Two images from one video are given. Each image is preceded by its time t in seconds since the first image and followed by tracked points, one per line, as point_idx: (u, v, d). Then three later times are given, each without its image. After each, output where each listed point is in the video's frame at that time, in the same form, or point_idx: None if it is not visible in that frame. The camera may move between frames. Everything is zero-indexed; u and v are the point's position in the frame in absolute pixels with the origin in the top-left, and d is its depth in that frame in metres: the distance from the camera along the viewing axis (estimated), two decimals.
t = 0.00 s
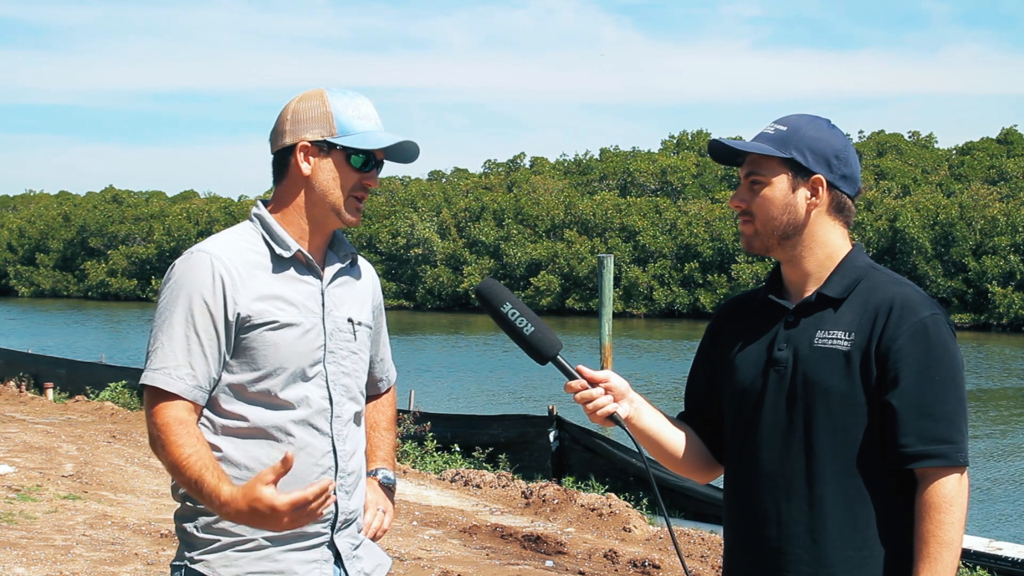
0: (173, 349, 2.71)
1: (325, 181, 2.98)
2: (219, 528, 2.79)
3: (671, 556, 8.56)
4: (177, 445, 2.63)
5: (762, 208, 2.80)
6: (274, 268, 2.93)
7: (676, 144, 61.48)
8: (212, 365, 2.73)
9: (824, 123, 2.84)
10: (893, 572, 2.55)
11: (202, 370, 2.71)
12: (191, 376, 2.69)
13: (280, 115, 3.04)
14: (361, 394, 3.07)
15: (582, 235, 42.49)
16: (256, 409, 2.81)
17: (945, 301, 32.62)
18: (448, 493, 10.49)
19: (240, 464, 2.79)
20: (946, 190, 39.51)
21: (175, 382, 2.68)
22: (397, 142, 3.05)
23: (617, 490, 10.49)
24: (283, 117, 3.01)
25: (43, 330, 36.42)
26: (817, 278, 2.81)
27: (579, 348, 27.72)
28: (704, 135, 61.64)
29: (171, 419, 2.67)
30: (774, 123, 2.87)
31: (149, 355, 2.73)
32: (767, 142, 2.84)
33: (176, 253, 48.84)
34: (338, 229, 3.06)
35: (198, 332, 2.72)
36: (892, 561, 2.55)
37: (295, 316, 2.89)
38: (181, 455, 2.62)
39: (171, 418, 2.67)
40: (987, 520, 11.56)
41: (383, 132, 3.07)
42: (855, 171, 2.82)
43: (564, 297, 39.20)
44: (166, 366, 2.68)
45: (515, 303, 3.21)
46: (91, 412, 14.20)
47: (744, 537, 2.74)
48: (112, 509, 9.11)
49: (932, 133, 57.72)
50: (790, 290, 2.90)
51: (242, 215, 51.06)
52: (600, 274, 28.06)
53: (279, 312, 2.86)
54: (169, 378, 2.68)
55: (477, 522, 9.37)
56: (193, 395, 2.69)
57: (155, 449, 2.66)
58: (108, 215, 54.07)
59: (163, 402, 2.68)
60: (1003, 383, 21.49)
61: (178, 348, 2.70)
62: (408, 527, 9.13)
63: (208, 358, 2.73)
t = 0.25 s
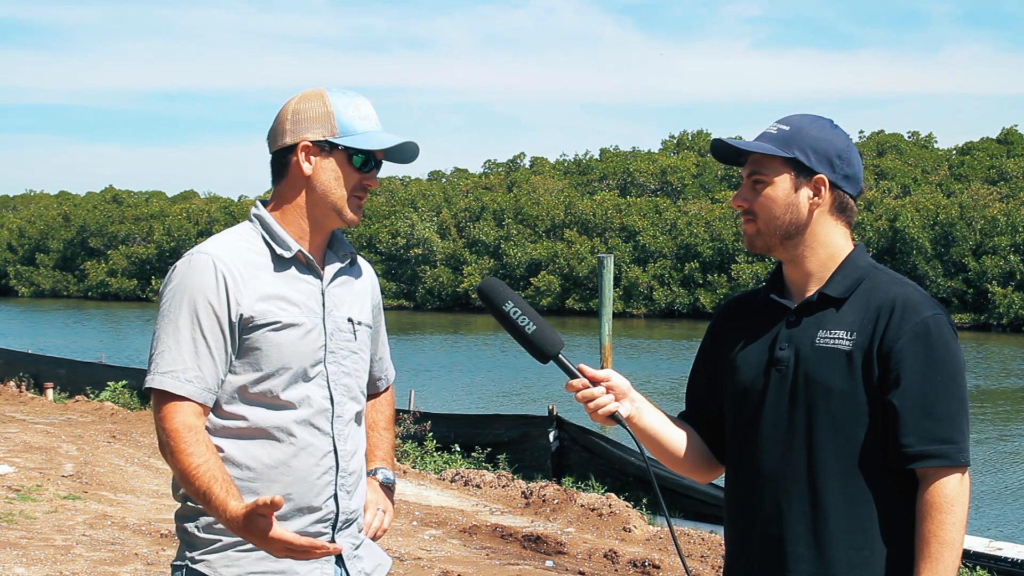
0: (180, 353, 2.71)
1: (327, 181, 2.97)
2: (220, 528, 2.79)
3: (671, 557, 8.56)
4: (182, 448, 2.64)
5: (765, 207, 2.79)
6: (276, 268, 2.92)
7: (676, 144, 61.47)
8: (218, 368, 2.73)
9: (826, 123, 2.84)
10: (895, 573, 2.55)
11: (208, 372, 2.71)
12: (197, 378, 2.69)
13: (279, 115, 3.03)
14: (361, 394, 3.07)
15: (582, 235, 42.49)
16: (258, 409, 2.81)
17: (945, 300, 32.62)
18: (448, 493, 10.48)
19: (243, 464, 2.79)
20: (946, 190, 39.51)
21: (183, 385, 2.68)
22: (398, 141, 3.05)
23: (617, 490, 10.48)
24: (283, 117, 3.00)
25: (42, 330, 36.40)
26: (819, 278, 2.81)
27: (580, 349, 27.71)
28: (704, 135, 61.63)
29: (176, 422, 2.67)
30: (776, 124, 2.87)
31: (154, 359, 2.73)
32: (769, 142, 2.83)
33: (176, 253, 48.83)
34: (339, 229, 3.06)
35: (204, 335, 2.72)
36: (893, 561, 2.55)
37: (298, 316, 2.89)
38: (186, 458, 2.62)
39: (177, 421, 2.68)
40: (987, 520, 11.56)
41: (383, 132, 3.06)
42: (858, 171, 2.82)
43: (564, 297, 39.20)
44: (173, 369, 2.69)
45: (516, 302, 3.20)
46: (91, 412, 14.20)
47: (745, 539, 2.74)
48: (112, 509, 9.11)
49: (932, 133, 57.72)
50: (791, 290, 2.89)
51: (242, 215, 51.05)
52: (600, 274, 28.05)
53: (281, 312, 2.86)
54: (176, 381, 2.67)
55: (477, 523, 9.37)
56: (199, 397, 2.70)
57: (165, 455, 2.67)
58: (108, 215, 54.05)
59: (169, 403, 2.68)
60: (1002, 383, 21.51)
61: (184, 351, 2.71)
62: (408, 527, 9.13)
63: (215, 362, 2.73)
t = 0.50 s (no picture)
0: (182, 354, 2.70)
1: (331, 183, 2.97)
2: (222, 529, 2.78)
3: (671, 557, 8.55)
4: (184, 450, 2.64)
5: (767, 208, 2.79)
6: (278, 268, 2.92)
7: (676, 144, 61.46)
8: (220, 369, 2.73)
9: (830, 123, 2.84)
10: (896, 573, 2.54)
11: (210, 373, 2.71)
12: (200, 379, 2.69)
13: (281, 115, 3.03)
14: (363, 394, 3.07)
15: (582, 235, 42.48)
16: (259, 410, 2.80)
17: (945, 300, 32.62)
18: (448, 493, 10.48)
19: (246, 464, 2.79)
20: (946, 190, 39.50)
21: (184, 386, 2.68)
22: (401, 141, 3.05)
23: (617, 490, 10.47)
24: (286, 117, 2.99)
25: (42, 330, 36.38)
26: (821, 278, 2.80)
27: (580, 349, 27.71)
28: (704, 135, 61.62)
29: (178, 424, 2.67)
30: (778, 123, 2.87)
31: (155, 361, 2.73)
32: (770, 142, 2.83)
33: (176, 253, 48.81)
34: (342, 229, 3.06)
35: (206, 336, 2.72)
36: (893, 562, 2.55)
37: (299, 317, 2.88)
38: (188, 459, 2.62)
39: (178, 423, 2.68)
40: (987, 520, 11.55)
41: (386, 132, 3.07)
42: (859, 171, 2.82)
43: (564, 297, 39.20)
44: (175, 371, 2.68)
45: (518, 301, 3.20)
46: (91, 412, 14.20)
47: (745, 539, 2.74)
48: (112, 509, 9.11)
49: (932, 133, 57.69)
50: (792, 290, 2.89)
51: (242, 215, 51.03)
52: (600, 274, 28.06)
53: (283, 313, 2.86)
54: (178, 382, 2.67)
55: (477, 523, 9.36)
56: (201, 398, 2.70)
57: (165, 457, 2.67)
58: (108, 215, 54.04)
59: (172, 405, 2.68)
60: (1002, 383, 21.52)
61: (187, 352, 2.70)
62: (408, 527, 9.12)
63: (217, 363, 2.73)
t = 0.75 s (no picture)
0: (183, 354, 2.71)
1: (333, 181, 2.98)
2: (222, 528, 2.79)
3: (671, 556, 8.56)
4: (186, 450, 2.64)
5: (767, 208, 2.79)
6: (279, 268, 2.93)
7: (676, 144, 61.45)
8: (223, 368, 2.74)
9: (828, 123, 2.84)
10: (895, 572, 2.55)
11: (212, 373, 2.71)
12: (201, 379, 2.70)
13: (281, 114, 3.02)
14: (364, 394, 3.08)
15: (582, 235, 42.49)
16: (260, 410, 2.81)
17: (945, 300, 32.63)
18: (448, 493, 10.48)
19: (247, 464, 2.80)
20: (946, 190, 39.51)
21: (186, 387, 2.68)
22: (401, 140, 3.06)
23: (617, 490, 10.48)
24: (286, 116, 2.99)
25: (42, 330, 36.38)
26: (821, 279, 2.80)
27: (580, 349, 27.72)
28: (703, 135, 61.60)
29: (180, 424, 2.67)
30: (777, 124, 2.87)
31: (157, 361, 2.73)
32: (770, 143, 2.83)
33: (176, 253, 48.81)
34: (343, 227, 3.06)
35: (207, 336, 2.72)
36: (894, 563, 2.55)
37: (300, 317, 2.88)
38: (189, 459, 2.62)
39: (180, 423, 2.68)
40: (987, 520, 11.55)
41: (386, 129, 3.07)
42: (858, 171, 2.82)
43: (564, 297, 39.21)
44: (176, 371, 2.69)
45: (517, 302, 3.20)
46: (90, 412, 14.19)
47: (745, 539, 2.74)
48: (112, 509, 9.10)
49: (932, 133, 57.67)
50: (793, 290, 2.89)
51: (242, 215, 51.02)
52: (600, 274, 28.08)
53: (284, 313, 2.86)
54: (180, 382, 2.68)
55: (477, 523, 9.37)
56: (203, 398, 2.70)
57: (167, 454, 2.68)
58: (108, 215, 54.03)
59: (174, 405, 2.68)
60: (1002, 383, 21.54)
61: (188, 353, 2.70)
62: (408, 527, 9.13)
63: (219, 362, 2.73)
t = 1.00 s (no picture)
0: (184, 354, 2.71)
1: (334, 181, 2.98)
2: (223, 529, 2.79)
3: (671, 556, 8.56)
4: (187, 448, 2.64)
5: (766, 208, 2.79)
6: (280, 267, 2.92)
7: (676, 144, 61.43)
8: (224, 368, 2.74)
9: (829, 123, 2.84)
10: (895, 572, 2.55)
11: (213, 373, 2.71)
12: (203, 379, 2.70)
13: (281, 114, 3.02)
14: (365, 394, 3.08)
15: (582, 235, 42.49)
16: (261, 410, 2.81)
17: (945, 300, 32.62)
18: (448, 493, 10.48)
19: (249, 463, 2.79)
20: (946, 190, 39.50)
21: (187, 387, 2.68)
22: (401, 140, 3.06)
23: (617, 490, 10.48)
24: (287, 116, 2.99)
25: (42, 330, 36.38)
26: (820, 279, 2.80)
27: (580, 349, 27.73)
28: (703, 135, 61.58)
29: (181, 422, 2.67)
30: (778, 124, 2.87)
31: (158, 361, 2.74)
32: (770, 142, 2.83)
33: (176, 253, 48.80)
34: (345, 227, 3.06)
35: (209, 336, 2.72)
36: (891, 562, 2.55)
37: (301, 316, 2.88)
38: (190, 457, 2.63)
39: (181, 421, 2.68)
40: (987, 520, 11.55)
41: (386, 129, 3.07)
42: (858, 171, 2.82)
43: (564, 297, 39.21)
44: (177, 371, 2.69)
45: (516, 301, 3.20)
46: (90, 412, 14.19)
47: (745, 539, 2.74)
48: (112, 509, 9.10)
49: (932, 133, 57.60)
50: (793, 290, 2.89)
51: (242, 215, 51.02)
52: (600, 274, 28.08)
53: (285, 313, 2.86)
54: (180, 382, 2.68)
55: (477, 523, 9.36)
56: (203, 398, 2.70)
57: (167, 454, 2.68)
58: (108, 215, 54.02)
59: (175, 405, 2.68)
60: (1002, 383, 21.55)
61: (188, 352, 2.71)
62: (408, 527, 9.13)
63: (220, 361, 2.73)
